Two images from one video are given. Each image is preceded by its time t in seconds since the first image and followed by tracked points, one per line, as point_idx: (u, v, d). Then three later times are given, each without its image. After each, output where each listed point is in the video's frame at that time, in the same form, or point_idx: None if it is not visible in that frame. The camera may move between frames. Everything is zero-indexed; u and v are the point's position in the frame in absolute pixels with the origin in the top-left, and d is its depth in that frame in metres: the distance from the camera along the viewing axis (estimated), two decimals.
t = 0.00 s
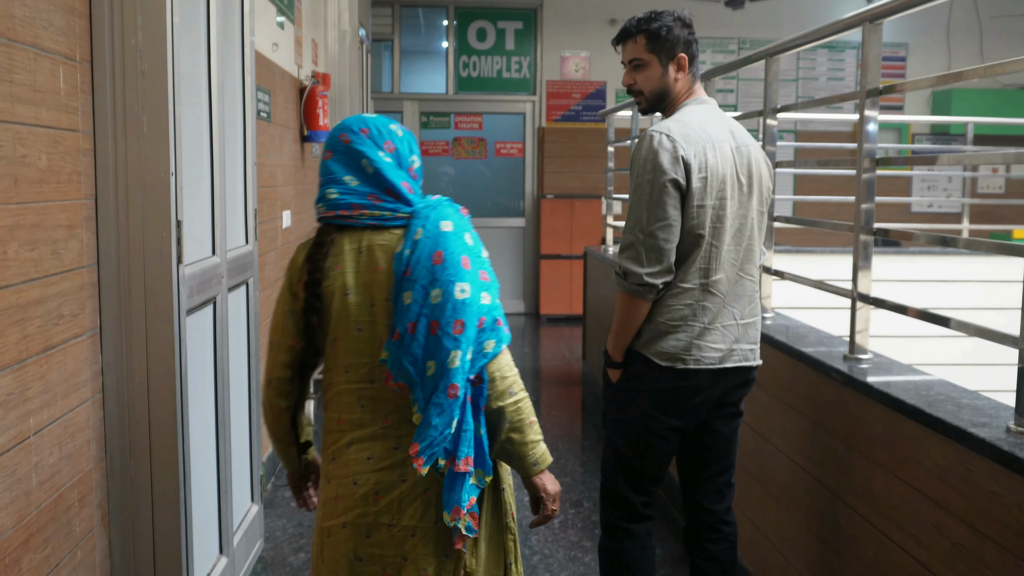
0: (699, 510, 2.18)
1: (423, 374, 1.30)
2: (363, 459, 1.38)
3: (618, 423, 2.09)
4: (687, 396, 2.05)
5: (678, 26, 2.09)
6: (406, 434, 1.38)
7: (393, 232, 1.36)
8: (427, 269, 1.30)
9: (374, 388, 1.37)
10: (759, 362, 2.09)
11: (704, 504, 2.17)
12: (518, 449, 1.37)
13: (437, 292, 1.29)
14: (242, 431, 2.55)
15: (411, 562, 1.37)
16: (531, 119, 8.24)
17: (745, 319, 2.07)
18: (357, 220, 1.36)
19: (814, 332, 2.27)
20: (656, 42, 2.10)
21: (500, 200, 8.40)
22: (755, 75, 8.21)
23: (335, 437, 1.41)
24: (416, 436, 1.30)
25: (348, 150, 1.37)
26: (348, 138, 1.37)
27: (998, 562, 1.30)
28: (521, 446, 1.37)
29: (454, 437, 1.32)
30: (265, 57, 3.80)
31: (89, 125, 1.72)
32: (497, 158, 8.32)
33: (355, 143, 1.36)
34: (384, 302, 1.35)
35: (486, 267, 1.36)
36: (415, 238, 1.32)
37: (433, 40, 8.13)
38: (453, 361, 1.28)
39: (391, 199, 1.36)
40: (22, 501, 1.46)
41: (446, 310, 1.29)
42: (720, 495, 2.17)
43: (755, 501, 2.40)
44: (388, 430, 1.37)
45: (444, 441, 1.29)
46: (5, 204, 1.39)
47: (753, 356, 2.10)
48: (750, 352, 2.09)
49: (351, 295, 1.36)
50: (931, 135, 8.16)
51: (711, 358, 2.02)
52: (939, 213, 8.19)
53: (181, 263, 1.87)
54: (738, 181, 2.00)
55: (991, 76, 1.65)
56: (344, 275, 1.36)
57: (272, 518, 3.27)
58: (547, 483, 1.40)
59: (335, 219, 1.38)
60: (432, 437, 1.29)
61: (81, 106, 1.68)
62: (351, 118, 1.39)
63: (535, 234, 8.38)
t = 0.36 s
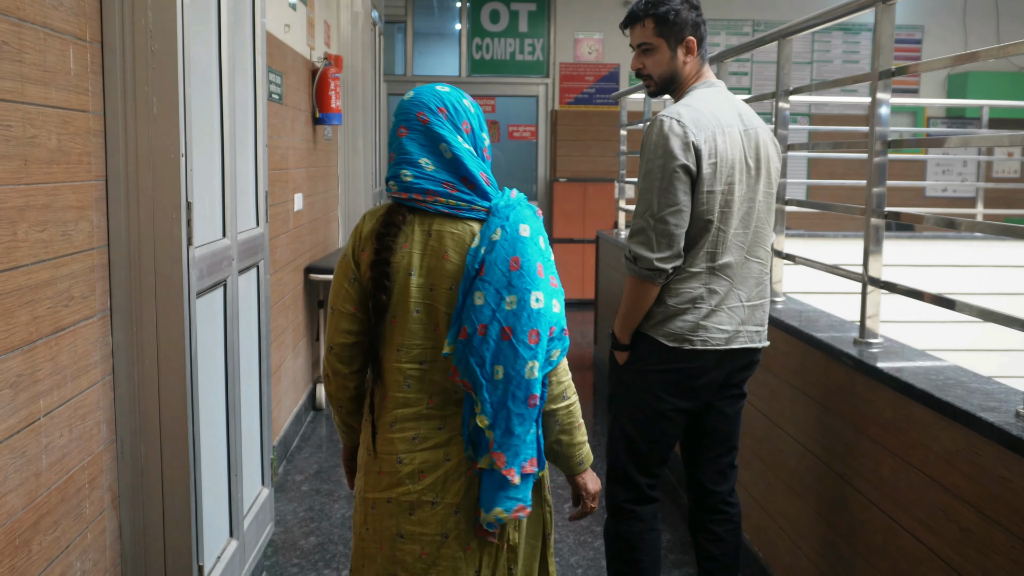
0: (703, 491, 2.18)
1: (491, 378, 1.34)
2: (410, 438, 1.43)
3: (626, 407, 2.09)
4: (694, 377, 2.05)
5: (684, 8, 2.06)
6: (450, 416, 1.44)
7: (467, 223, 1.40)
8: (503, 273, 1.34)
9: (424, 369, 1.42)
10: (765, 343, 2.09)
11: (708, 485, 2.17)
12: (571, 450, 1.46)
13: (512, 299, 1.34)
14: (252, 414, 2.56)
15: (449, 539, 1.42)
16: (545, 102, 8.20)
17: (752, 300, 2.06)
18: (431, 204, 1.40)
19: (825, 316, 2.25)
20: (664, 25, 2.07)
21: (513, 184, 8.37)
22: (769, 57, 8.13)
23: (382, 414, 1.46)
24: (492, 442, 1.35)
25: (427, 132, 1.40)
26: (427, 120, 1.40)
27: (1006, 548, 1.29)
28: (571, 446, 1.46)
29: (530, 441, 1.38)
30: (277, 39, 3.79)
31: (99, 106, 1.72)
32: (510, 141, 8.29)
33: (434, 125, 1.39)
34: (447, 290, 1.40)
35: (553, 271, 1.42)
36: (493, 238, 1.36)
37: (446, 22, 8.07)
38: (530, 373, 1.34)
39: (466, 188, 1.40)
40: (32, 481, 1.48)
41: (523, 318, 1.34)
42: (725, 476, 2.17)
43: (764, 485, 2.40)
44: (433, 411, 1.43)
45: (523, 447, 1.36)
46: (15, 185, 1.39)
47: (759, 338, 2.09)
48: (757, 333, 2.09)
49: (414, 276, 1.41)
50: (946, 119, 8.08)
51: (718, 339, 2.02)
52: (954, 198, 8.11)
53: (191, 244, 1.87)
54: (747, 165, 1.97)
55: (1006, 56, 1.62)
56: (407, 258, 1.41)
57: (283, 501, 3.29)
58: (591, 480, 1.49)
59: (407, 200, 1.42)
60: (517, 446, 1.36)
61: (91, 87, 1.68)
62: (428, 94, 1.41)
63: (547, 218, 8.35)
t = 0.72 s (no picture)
0: (711, 486, 2.18)
1: (535, 378, 1.38)
2: (438, 435, 1.44)
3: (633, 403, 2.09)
4: (700, 373, 2.05)
5: (695, 6, 2.05)
6: (476, 414, 1.45)
7: (499, 222, 1.42)
8: (540, 273, 1.37)
9: (453, 367, 1.43)
10: (774, 339, 2.09)
11: (716, 479, 2.16)
12: (604, 443, 1.49)
13: (550, 299, 1.37)
14: (260, 411, 2.57)
15: (479, 534, 1.45)
16: (551, 99, 8.19)
17: (762, 295, 2.06)
18: (463, 204, 1.41)
19: (833, 312, 2.25)
20: (674, 23, 2.06)
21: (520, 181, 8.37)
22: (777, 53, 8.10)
23: (409, 411, 1.47)
24: (542, 442, 1.39)
25: (457, 130, 1.42)
26: (457, 119, 1.42)
27: (1014, 543, 1.28)
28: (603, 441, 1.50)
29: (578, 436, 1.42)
30: (284, 37, 3.80)
31: (107, 105, 1.73)
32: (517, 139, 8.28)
33: (464, 124, 1.41)
34: (477, 290, 1.41)
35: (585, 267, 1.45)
36: (527, 239, 1.39)
37: (453, 20, 8.07)
38: (573, 371, 1.37)
39: (498, 186, 1.42)
40: (41, 478, 1.49)
41: (562, 318, 1.37)
42: (733, 471, 2.16)
43: (771, 481, 2.39)
44: (461, 409, 1.44)
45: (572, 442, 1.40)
46: (24, 183, 1.40)
47: (769, 334, 2.09)
48: (766, 329, 2.08)
49: (444, 276, 1.41)
50: (955, 113, 8.04)
51: (728, 335, 2.02)
52: (964, 192, 8.07)
53: (199, 242, 1.88)
54: (757, 160, 1.98)
55: (1014, 50, 1.61)
56: (438, 257, 1.41)
57: (291, 498, 3.30)
58: (616, 470, 1.53)
59: (437, 199, 1.43)
60: (565, 443, 1.39)
61: (99, 86, 1.69)
62: (458, 93, 1.43)
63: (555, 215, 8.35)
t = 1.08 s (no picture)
0: (709, 478, 2.14)
1: (543, 368, 1.38)
2: (450, 426, 1.46)
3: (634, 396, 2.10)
4: (700, 365, 2.06)
5: (676, 6, 2.07)
6: (487, 405, 1.47)
7: (511, 215, 1.44)
8: (550, 265, 1.39)
9: (465, 359, 1.45)
10: (767, 331, 2.09)
11: (713, 471, 2.12)
12: (611, 438, 1.49)
13: (560, 290, 1.38)
14: (263, 403, 2.58)
15: (490, 523, 1.47)
16: (554, 95, 8.19)
17: (753, 287, 2.07)
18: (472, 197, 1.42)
19: (835, 306, 2.26)
20: (656, 25, 2.08)
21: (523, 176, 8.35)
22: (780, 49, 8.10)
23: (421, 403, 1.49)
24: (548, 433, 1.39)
25: (474, 124, 1.43)
26: (473, 112, 1.42)
27: (1014, 535, 1.29)
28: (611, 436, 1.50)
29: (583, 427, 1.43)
30: (288, 31, 3.81)
31: (113, 96, 1.73)
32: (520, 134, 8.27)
33: (481, 117, 1.42)
34: (489, 281, 1.42)
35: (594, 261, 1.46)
36: (539, 231, 1.40)
37: (456, 16, 8.08)
38: (581, 360, 1.38)
39: (510, 180, 1.43)
40: (47, 466, 1.50)
41: (571, 308, 1.38)
42: (731, 462, 2.12)
43: (772, 475, 2.40)
44: (473, 400, 1.45)
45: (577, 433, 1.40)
46: (30, 173, 1.41)
47: (761, 325, 2.09)
48: (759, 320, 2.09)
49: (456, 268, 1.43)
50: (958, 111, 8.05)
51: (718, 326, 2.03)
52: (967, 189, 8.07)
53: (203, 233, 1.89)
54: (746, 155, 1.99)
55: (1017, 45, 1.61)
56: (451, 251, 1.43)
57: (293, 490, 3.31)
58: (625, 471, 1.53)
59: (451, 190, 1.44)
60: (571, 433, 1.40)
61: (105, 77, 1.69)
62: (476, 88, 1.44)
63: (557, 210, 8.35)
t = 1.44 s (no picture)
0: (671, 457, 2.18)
1: (556, 357, 1.40)
2: (459, 410, 1.47)
3: (634, 386, 2.11)
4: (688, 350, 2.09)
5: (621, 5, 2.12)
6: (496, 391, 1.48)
7: (527, 206, 1.44)
8: (566, 256, 1.40)
9: (475, 345, 1.46)
10: (722, 316, 2.11)
11: (667, 445, 2.18)
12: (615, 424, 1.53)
13: (575, 281, 1.40)
14: (265, 393, 2.59)
15: (492, 506, 1.48)
16: (557, 87, 8.18)
17: (706, 274, 2.09)
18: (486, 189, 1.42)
19: (836, 298, 2.27)
20: (601, 27, 2.14)
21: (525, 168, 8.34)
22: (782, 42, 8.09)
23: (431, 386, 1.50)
24: (559, 420, 1.42)
25: (490, 116, 1.42)
26: (491, 104, 1.41)
27: (1011, 524, 1.30)
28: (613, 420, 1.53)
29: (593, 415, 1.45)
30: (290, 22, 3.81)
31: (116, 86, 1.74)
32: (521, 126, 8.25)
33: (498, 109, 1.41)
34: (503, 270, 1.43)
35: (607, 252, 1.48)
36: (555, 222, 1.41)
37: (458, 8, 8.07)
38: (595, 351, 1.40)
39: (525, 171, 1.43)
40: (51, 453, 1.51)
41: (585, 300, 1.40)
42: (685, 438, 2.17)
43: (773, 466, 2.40)
44: (482, 386, 1.46)
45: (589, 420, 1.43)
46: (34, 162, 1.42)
47: (716, 311, 2.11)
48: (713, 306, 2.11)
49: (471, 256, 1.43)
50: (961, 104, 8.04)
51: (666, 310, 2.06)
52: (969, 182, 8.06)
53: (205, 223, 1.90)
54: (692, 150, 2.01)
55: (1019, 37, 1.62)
56: (468, 238, 1.43)
57: (296, 480, 3.33)
58: (625, 447, 1.59)
59: (467, 182, 1.43)
60: (582, 421, 1.42)
61: (108, 67, 1.70)
62: (491, 79, 1.42)
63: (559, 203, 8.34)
